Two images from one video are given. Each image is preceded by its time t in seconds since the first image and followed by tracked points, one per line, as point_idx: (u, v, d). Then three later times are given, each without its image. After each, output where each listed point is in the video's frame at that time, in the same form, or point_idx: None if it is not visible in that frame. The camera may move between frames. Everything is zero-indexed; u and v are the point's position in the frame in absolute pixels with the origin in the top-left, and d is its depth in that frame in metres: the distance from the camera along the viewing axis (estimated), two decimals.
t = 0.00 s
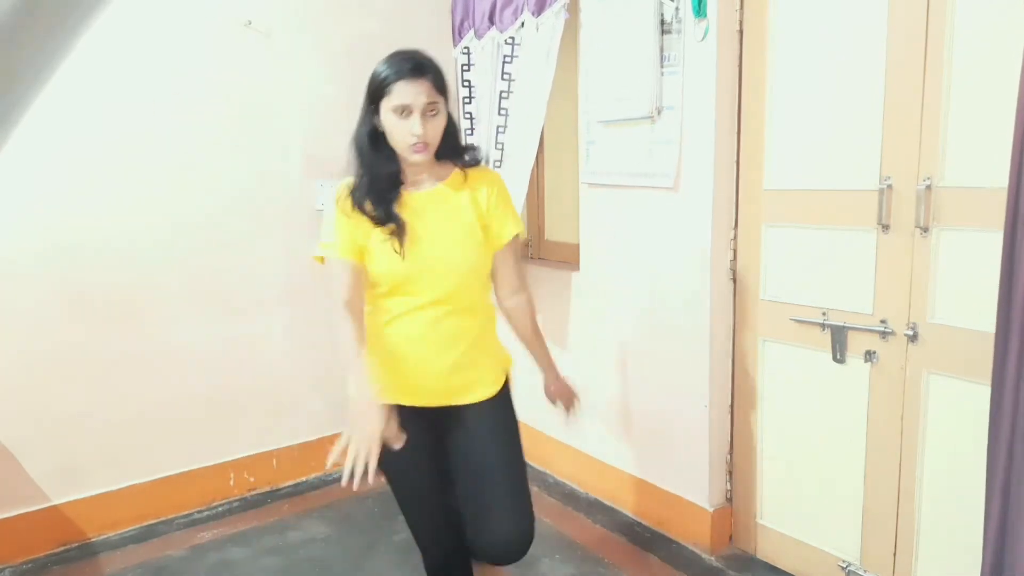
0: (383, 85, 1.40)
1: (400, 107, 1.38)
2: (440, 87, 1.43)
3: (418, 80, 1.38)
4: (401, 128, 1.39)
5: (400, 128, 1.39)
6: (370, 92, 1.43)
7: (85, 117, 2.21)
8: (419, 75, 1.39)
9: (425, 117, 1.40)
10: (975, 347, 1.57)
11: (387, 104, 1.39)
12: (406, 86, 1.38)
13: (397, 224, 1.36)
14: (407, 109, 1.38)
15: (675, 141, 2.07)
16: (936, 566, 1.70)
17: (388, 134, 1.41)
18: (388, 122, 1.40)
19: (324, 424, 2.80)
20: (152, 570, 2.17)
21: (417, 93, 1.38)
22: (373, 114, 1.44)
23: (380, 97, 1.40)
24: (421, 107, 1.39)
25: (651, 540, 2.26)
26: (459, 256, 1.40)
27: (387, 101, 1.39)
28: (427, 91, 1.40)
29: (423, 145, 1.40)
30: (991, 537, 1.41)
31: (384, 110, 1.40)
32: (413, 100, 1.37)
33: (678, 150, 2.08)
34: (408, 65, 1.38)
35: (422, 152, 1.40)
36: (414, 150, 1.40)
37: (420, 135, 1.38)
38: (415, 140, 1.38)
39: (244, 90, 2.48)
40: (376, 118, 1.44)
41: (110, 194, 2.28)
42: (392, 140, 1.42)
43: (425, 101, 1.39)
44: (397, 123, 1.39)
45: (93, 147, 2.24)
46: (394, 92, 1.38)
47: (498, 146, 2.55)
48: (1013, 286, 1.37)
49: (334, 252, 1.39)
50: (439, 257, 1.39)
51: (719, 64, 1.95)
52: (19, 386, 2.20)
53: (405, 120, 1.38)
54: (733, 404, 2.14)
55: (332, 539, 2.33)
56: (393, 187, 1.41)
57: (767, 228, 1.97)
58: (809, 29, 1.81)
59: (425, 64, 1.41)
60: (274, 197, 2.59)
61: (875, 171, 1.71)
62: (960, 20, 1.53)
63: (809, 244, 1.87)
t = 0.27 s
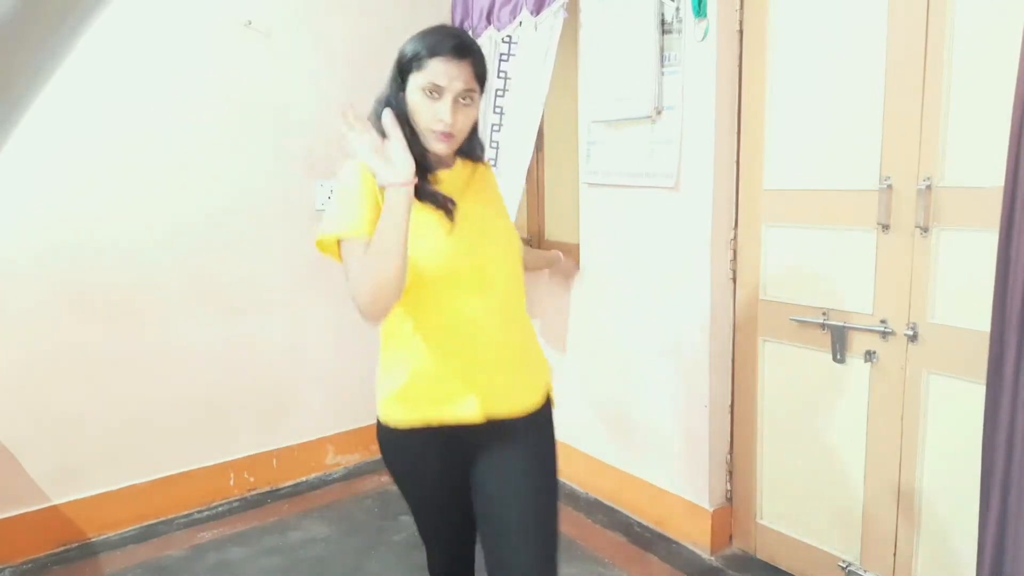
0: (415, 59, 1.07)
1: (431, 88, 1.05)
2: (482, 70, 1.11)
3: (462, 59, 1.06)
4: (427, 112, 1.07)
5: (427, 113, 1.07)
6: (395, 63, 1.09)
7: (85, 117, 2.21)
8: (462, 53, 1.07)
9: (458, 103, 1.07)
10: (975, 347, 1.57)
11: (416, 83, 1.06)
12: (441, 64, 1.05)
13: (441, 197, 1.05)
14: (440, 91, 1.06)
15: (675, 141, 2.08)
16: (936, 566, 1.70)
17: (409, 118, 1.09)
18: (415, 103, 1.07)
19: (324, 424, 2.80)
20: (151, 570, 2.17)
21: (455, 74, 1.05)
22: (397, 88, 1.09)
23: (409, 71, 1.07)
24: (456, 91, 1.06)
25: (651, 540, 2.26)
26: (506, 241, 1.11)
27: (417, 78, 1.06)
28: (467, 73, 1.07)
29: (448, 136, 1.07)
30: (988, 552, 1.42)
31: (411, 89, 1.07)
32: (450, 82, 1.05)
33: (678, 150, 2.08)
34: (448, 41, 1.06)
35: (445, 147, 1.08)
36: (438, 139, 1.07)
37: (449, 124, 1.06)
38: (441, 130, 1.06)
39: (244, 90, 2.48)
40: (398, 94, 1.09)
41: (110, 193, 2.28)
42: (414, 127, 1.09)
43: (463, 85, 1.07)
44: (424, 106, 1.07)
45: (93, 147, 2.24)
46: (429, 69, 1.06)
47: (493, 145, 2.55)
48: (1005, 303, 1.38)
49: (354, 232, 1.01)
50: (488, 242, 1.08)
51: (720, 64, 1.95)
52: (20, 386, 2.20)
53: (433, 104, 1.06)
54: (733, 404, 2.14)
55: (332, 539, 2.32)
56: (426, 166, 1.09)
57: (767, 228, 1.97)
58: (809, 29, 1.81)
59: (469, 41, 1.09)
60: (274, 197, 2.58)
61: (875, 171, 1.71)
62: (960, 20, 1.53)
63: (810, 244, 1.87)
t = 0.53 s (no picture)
0: (435, 62, 0.99)
1: (455, 94, 0.99)
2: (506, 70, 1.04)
3: (485, 60, 1.00)
4: (452, 120, 1.00)
5: (451, 120, 1.00)
6: (410, 66, 1.02)
7: (85, 117, 2.21)
8: (484, 53, 1.00)
9: (484, 108, 1.01)
10: (975, 347, 1.57)
11: (438, 88, 0.99)
12: (464, 67, 0.98)
13: (458, 230, 0.96)
14: (465, 97, 0.99)
15: (676, 141, 2.08)
16: (936, 566, 1.70)
17: (431, 126, 1.02)
18: (436, 111, 1.00)
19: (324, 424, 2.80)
20: (151, 570, 2.17)
21: (480, 78, 0.99)
22: (415, 96, 1.02)
23: (429, 76, 1.00)
24: (482, 95, 0.99)
25: (651, 540, 2.26)
26: (524, 283, 1.01)
27: (438, 84, 0.99)
28: (493, 75, 1.01)
29: (478, 144, 1.01)
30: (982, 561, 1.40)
31: (432, 94, 1.00)
32: (475, 87, 0.99)
33: (678, 151, 2.08)
34: (470, 38, 0.99)
35: (475, 156, 1.01)
36: (466, 150, 1.01)
37: (478, 132, 0.99)
38: (469, 139, 1.00)
39: (244, 90, 2.48)
40: (416, 101, 1.02)
41: (110, 193, 2.28)
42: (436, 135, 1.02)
43: (488, 89, 1.00)
44: (448, 113, 1.00)
45: (93, 147, 2.24)
46: (450, 73, 0.99)
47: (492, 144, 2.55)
48: (1004, 307, 1.38)
49: (358, 270, 0.92)
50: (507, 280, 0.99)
51: (720, 64, 1.95)
52: (19, 387, 2.20)
53: (458, 112, 1.00)
54: (733, 404, 2.14)
55: (331, 539, 2.32)
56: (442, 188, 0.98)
57: (767, 228, 1.97)
58: (809, 29, 1.81)
59: (491, 38, 1.02)
60: (274, 196, 2.58)
61: (875, 171, 1.71)
62: (960, 20, 1.53)
63: (810, 244, 1.87)
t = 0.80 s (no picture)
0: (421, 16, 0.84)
1: (451, 47, 0.83)
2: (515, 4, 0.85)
3: None
4: (455, 78, 0.83)
5: (455, 78, 0.83)
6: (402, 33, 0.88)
7: (85, 117, 2.21)
8: None
9: (493, 52, 0.82)
10: (975, 346, 1.57)
11: (433, 47, 0.84)
12: (455, 10, 0.82)
13: (435, 219, 0.80)
14: (463, 48, 0.82)
15: (676, 141, 2.07)
16: (935, 566, 1.70)
17: (439, 91, 0.87)
18: (437, 74, 0.85)
19: (324, 424, 2.80)
20: (152, 570, 2.18)
21: (474, 21, 0.82)
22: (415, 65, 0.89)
23: (422, 37, 0.85)
24: (484, 40, 0.82)
25: (651, 540, 2.26)
26: (518, 276, 0.78)
27: (433, 43, 0.84)
28: (493, 10, 0.82)
29: (493, 98, 0.83)
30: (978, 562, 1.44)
31: (428, 57, 0.85)
32: (472, 32, 0.82)
33: (678, 151, 2.08)
34: None
35: (494, 111, 0.83)
36: (485, 102, 0.83)
37: (490, 83, 0.82)
38: (482, 94, 0.82)
39: (244, 90, 2.48)
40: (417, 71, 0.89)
41: (110, 194, 2.28)
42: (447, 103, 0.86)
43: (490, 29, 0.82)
44: (451, 73, 0.84)
45: (93, 147, 2.24)
46: (441, 26, 0.83)
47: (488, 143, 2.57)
48: (1001, 308, 1.41)
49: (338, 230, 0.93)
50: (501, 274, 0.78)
51: (720, 64, 1.95)
52: (19, 388, 2.20)
53: (462, 65, 0.83)
54: (733, 404, 2.14)
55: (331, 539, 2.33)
56: (439, 169, 0.86)
57: (767, 228, 1.97)
58: (809, 28, 1.81)
59: None
60: (274, 196, 2.58)
61: (875, 171, 1.71)
62: (959, 21, 1.53)
63: (809, 244, 1.87)
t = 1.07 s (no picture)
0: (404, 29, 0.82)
1: (429, 56, 0.80)
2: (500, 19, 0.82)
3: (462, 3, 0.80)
4: (432, 88, 0.80)
5: (432, 87, 0.80)
6: (383, 49, 0.87)
7: (85, 117, 2.21)
8: None
9: (473, 59, 0.79)
10: (975, 346, 1.57)
11: (411, 56, 0.81)
12: (431, 16, 0.80)
13: (428, 269, 0.76)
14: (442, 57, 0.79)
15: (672, 142, 2.06)
16: (935, 566, 1.70)
17: (417, 107, 0.83)
18: (414, 83, 0.82)
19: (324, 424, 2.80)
20: (152, 570, 2.18)
21: (454, 31, 0.79)
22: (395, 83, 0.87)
23: (403, 48, 0.82)
24: (463, 49, 0.79)
25: (651, 540, 2.26)
26: (524, 331, 0.71)
27: (411, 51, 0.81)
28: (476, 21, 0.79)
29: (473, 112, 0.79)
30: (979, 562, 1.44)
31: (406, 70, 0.83)
32: (451, 40, 0.79)
33: (673, 151, 2.07)
34: None
35: (476, 130, 0.79)
36: (462, 122, 0.79)
37: (469, 92, 0.78)
38: (459, 104, 0.78)
39: (243, 90, 2.48)
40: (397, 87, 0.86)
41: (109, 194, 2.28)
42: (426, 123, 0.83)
43: (471, 38, 0.79)
44: (428, 81, 0.80)
45: (93, 147, 2.24)
46: (421, 37, 0.81)
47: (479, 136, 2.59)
48: (998, 306, 1.41)
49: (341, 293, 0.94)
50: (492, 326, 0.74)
51: (719, 64, 1.95)
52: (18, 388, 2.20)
53: (440, 72, 0.79)
54: (733, 404, 2.14)
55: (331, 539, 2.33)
56: (416, 215, 0.83)
57: (767, 228, 1.97)
58: (809, 28, 1.81)
59: None
60: (274, 196, 2.58)
61: (875, 171, 1.71)
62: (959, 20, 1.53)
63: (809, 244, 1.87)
